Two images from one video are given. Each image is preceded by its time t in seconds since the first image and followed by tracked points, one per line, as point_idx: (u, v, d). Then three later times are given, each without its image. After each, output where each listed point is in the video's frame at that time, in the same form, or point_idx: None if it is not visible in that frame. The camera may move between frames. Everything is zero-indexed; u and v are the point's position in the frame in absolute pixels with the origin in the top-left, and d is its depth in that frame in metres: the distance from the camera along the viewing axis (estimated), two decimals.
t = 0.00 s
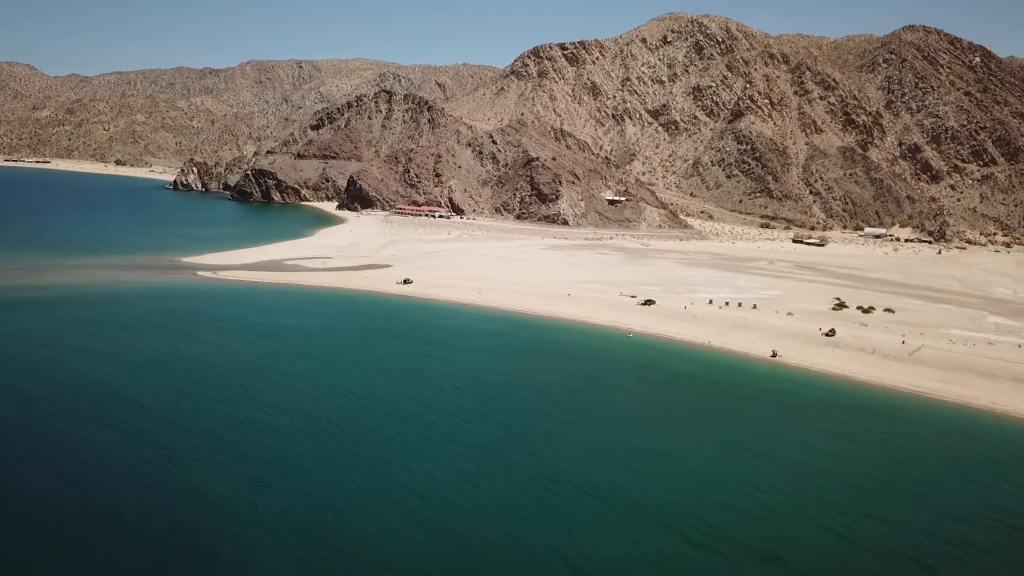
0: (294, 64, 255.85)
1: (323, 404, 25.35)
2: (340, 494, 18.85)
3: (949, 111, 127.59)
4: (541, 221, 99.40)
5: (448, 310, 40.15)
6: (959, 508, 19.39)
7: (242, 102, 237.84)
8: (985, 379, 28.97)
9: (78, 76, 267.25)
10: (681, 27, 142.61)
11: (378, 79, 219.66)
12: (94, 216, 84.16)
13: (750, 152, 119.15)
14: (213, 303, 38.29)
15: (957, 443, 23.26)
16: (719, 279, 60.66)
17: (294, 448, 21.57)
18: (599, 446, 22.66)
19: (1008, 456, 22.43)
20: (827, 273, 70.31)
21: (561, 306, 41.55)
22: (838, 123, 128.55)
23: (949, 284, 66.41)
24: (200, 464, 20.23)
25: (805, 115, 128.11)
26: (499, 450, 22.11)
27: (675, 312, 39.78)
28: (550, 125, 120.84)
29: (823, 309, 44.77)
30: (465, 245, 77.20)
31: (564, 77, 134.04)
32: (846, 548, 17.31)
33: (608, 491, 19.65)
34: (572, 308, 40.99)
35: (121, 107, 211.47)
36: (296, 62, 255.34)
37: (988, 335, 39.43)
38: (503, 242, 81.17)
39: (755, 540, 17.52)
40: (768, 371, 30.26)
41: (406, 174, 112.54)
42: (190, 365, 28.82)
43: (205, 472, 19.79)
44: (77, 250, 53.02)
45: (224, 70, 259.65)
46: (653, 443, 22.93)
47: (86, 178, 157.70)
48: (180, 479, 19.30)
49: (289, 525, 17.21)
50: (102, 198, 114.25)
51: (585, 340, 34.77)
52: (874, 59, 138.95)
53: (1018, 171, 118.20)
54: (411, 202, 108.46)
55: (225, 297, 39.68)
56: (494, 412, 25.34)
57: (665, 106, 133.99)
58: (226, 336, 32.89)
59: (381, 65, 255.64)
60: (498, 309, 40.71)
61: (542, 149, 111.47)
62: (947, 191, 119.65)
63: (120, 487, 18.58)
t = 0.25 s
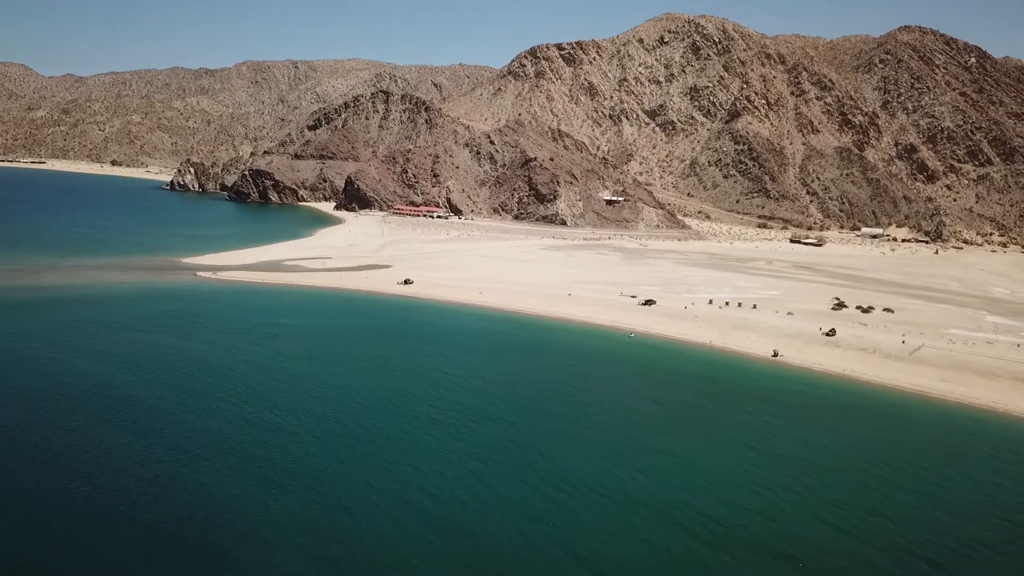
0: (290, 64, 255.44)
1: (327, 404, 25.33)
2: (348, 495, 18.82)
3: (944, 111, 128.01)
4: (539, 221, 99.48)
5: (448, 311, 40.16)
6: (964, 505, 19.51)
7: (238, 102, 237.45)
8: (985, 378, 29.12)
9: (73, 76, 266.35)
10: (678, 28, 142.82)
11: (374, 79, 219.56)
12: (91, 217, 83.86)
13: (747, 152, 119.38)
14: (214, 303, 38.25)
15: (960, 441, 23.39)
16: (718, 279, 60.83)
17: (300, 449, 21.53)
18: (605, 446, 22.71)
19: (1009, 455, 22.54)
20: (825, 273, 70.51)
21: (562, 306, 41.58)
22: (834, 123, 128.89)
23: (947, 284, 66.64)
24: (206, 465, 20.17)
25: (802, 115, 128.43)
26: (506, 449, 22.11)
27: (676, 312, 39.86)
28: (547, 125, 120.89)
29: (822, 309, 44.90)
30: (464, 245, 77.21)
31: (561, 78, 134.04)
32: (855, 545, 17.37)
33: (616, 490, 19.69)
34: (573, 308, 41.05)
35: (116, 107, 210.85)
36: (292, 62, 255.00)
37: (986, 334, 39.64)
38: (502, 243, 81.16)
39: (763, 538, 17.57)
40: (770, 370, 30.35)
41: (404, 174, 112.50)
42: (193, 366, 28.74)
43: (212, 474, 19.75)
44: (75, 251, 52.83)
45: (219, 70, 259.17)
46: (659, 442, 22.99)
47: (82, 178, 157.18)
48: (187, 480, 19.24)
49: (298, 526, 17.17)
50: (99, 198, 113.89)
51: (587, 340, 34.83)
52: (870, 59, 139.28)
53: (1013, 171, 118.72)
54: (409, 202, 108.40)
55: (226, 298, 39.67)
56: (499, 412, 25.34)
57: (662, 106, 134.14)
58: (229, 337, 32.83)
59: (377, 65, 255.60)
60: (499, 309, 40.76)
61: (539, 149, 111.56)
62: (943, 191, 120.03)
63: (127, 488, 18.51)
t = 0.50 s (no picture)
0: (287, 65, 255.16)
1: (331, 405, 25.31)
2: (358, 495, 18.81)
3: (941, 112, 128.40)
4: (538, 221, 99.52)
5: (450, 311, 40.16)
6: (971, 503, 19.62)
7: (234, 103, 237.14)
8: (986, 377, 29.24)
9: (68, 76, 265.58)
10: (674, 28, 143.02)
11: (371, 79, 219.46)
12: (88, 217, 83.59)
13: (744, 152, 119.55)
14: (216, 304, 38.24)
15: (964, 440, 23.48)
16: (717, 279, 60.94)
17: (308, 450, 21.51)
18: (612, 445, 22.74)
19: (1014, 453, 22.66)
20: (823, 273, 70.69)
21: (563, 306, 41.62)
22: (831, 124, 129.21)
23: (945, 284, 66.83)
24: (215, 466, 20.13)
25: (799, 116, 128.72)
26: (513, 449, 22.13)
27: (678, 313, 39.94)
28: (545, 125, 120.90)
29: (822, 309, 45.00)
30: (463, 245, 77.23)
31: (559, 78, 133.97)
32: (864, 543, 17.48)
33: (626, 490, 19.73)
34: (574, 308, 41.10)
35: (112, 107, 210.27)
36: (288, 62, 254.70)
37: (985, 334, 39.81)
38: (501, 243, 81.22)
39: (773, 537, 17.63)
40: (773, 369, 30.44)
41: (402, 174, 112.48)
42: (196, 367, 28.69)
43: (220, 474, 19.71)
44: (74, 252, 52.67)
45: (215, 70, 258.69)
46: (666, 441, 23.06)
47: (78, 179, 156.73)
48: (195, 481, 19.19)
49: (308, 528, 17.11)
50: (96, 198, 113.53)
51: (589, 340, 34.89)
52: (866, 60, 139.60)
53: (1010, 171, 119.18)
54: (407, 203, 108.33)
55: (228, 298, 39.64)
56: (504, 411, 25.36)
57: (660, 107, 134.28)
58: (232, 337, 32.81)
59: (373, 66, 255.60)
60: (501, 309, 40.81)
61: (538, 149, 111.64)
62: (939, 191, 120.38)
63: (135, 489, 18.49)
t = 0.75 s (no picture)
0: (283, 65, 254.76)
1: (336, 405, 25.29)
2: (367, 495, 18.80)
3: (937, 112, 128.83)
4: (536, 221, 99.56)
5: (451, 311, 40.15)
6: (977, 502, 19.70)
7: (230, 103, 236.74)
8: (988, 377, 29.35)
9: (63, 77, 264.70)
10: (672, 29, 143.12)
11: (368, 80, 219.34)
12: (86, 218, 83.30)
13: (742, 152, 119.72)
14: (218, 304, 38.21)
15: (968, 438, 23.61)
16: (716, 279, 61.08)
17: (314, 450, 21.47)
18: (618, 444, 22.77)
19: (1017, 452, 22.79)
20: (822, 273, 70.86)
21: (564, 307, 41.64)
22: (828, 124, 129.49)
23: (944, 284, 67.06)
24: (222, 467, 20.06)
25: (796, 116, 128.99)
26: (519, 449, 22.12)
27: (679, 313, 40.01)
28: (543, 126, 120.88)
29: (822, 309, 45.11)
30: (462, 245, 77.24)
31: (556, 78, 133.90)
32: (873, 541, 17.57)
33: (633, 488, 19.77)
34: (575, 308, 41.14)
35: (108, 108, 209.65)
36: (284, 63, 254.32)
37: (985, 333, 39.94)
38: (500, 243, 81.22)
39: (782, 535, 17.67)
40: (775, 369, 30.52)
41: (401, 175, 112.47)
42: (200, 367, 28.62)
43: (226, 475, 19.64)
44: (73, 252, 52.53)
45: (211, 71, 258.16)
46: (672, 440, 23.11)
47: (75, 179, 156.25)
48: (203, 482, 19.12)
49: (318, 528, 17.07)
50: (93, 198, 113.20)
51: (591, 340, 34.95)
52: (863, 60, 139.90)
53: (1006, 172, 119.57)
54: (406, 203, 108.28)
55: (229, 299, 39.62)
56: (508, 411, 25.37)
57: (657, 107, 134.42)
58: (234, 338, 32.77)
59: (370, 66, 255.55)
60: (502, 309, 40.83)
61: (536, 150, 111.71)
62: (936, 192, 120.78)
63: (144, 489, 18.48)
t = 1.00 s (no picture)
0: (279, 65, 254.38)
1: (340, 405, 25.33)
2: (375, 495, 18.81)
3: (934, 113, 129.26)
4: (535, 222, 99.60)
5: (450, 312, 40.17)
6: (982, 500, 19.79)
7: (226, 103, 236.40)
8: (988, 376, 29.50)
9: (59, 77, 263.78)
10: (669, 29, 143.31)
11: (364, 80, 219.12)
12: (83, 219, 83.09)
13: (740, 153, 119.95)
14: (219, 305, 38.25)
15: (971, 437, 23.71)
16: (715, 279, 61.20)
17: (321, 451, 21.50)
18: (623, 443, 22.85)
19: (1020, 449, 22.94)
20: (821, 273, 71.02)
21: (565, 307, 41.74)
22: (825, 124, 129.74)
23: (943, 283, 67.27)
24: (230, 468, 20.07)
25: (793, 117, 129.29)
26: (526, 448, 22.18)
27: (680, 313, 40.13)
28: (541, 126, 120.90)
29: (822, 309, 45.20)
30: (461, 246, 77.29)
31: (554, 79, 133.97)
32: (880, 538, 17.69)
33: (639, 487, 19.86)
34: (577, 309, 41.25)
35: (104, 108, 209.11)
36: (280, 63, 253.88)
37: (985, 333, 40.08)
38: (499, 244, 81.30)
39: (789, 532, 17.79)
40: (776, 369, 30.66)
41: (399, 175, 112.48)
42: (203, 368, 28.63)
43: (234, 475, 19.72)
44: (73, 253, 52.52)
45: (208, 71, 257.62)
46: (677, 439, 23.20)
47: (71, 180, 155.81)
48: (211, 483, 19.12)
49: (327, 528, 17.08)
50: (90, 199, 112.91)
51: (593, 341, 35.00)
52: (859, 61, 140.19)
53: (1002, 172, 119.98)
54: (404, 204, 108.27)
55: (231, 299, 39.68)
56: (512, 411, 25.40)
57: (655, 107, 134.58)
58: (238, 338, 32.86)
59: (366, 66, 255.37)
60: (503, 310, 40.92)
61: (534, 150, 111.79)
62: (933, 192, 121.16)
63: (154, 489, 18.60)
